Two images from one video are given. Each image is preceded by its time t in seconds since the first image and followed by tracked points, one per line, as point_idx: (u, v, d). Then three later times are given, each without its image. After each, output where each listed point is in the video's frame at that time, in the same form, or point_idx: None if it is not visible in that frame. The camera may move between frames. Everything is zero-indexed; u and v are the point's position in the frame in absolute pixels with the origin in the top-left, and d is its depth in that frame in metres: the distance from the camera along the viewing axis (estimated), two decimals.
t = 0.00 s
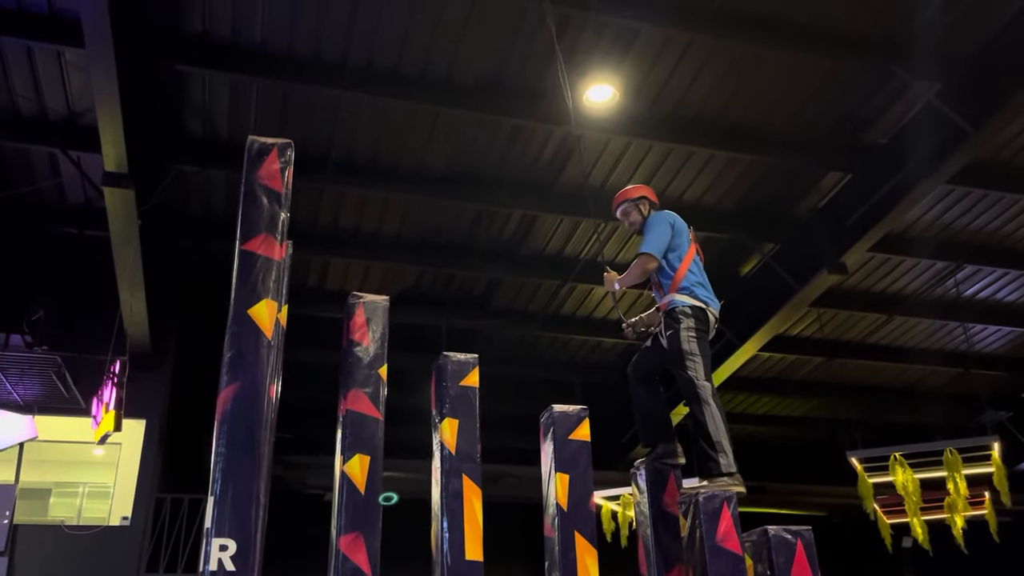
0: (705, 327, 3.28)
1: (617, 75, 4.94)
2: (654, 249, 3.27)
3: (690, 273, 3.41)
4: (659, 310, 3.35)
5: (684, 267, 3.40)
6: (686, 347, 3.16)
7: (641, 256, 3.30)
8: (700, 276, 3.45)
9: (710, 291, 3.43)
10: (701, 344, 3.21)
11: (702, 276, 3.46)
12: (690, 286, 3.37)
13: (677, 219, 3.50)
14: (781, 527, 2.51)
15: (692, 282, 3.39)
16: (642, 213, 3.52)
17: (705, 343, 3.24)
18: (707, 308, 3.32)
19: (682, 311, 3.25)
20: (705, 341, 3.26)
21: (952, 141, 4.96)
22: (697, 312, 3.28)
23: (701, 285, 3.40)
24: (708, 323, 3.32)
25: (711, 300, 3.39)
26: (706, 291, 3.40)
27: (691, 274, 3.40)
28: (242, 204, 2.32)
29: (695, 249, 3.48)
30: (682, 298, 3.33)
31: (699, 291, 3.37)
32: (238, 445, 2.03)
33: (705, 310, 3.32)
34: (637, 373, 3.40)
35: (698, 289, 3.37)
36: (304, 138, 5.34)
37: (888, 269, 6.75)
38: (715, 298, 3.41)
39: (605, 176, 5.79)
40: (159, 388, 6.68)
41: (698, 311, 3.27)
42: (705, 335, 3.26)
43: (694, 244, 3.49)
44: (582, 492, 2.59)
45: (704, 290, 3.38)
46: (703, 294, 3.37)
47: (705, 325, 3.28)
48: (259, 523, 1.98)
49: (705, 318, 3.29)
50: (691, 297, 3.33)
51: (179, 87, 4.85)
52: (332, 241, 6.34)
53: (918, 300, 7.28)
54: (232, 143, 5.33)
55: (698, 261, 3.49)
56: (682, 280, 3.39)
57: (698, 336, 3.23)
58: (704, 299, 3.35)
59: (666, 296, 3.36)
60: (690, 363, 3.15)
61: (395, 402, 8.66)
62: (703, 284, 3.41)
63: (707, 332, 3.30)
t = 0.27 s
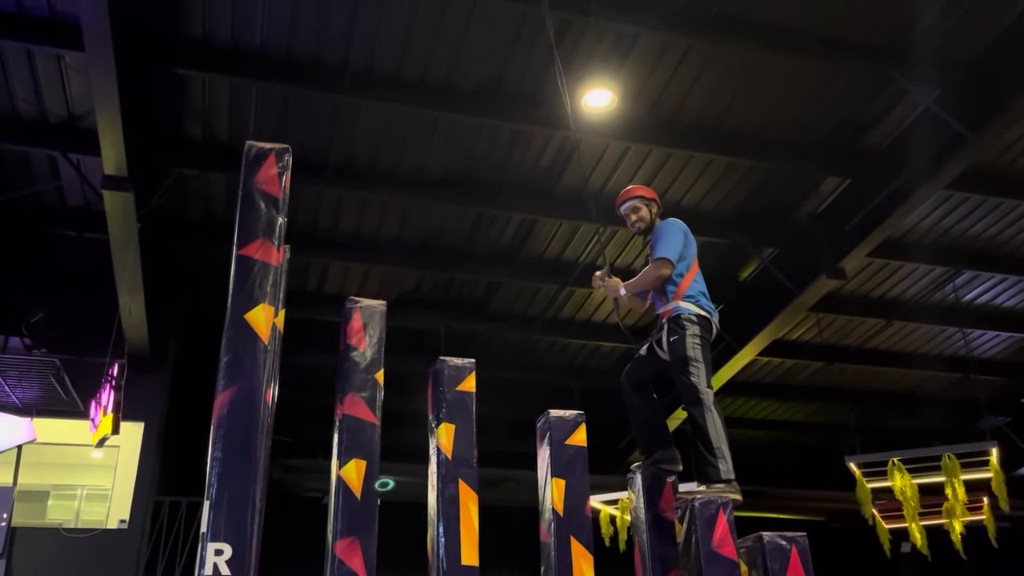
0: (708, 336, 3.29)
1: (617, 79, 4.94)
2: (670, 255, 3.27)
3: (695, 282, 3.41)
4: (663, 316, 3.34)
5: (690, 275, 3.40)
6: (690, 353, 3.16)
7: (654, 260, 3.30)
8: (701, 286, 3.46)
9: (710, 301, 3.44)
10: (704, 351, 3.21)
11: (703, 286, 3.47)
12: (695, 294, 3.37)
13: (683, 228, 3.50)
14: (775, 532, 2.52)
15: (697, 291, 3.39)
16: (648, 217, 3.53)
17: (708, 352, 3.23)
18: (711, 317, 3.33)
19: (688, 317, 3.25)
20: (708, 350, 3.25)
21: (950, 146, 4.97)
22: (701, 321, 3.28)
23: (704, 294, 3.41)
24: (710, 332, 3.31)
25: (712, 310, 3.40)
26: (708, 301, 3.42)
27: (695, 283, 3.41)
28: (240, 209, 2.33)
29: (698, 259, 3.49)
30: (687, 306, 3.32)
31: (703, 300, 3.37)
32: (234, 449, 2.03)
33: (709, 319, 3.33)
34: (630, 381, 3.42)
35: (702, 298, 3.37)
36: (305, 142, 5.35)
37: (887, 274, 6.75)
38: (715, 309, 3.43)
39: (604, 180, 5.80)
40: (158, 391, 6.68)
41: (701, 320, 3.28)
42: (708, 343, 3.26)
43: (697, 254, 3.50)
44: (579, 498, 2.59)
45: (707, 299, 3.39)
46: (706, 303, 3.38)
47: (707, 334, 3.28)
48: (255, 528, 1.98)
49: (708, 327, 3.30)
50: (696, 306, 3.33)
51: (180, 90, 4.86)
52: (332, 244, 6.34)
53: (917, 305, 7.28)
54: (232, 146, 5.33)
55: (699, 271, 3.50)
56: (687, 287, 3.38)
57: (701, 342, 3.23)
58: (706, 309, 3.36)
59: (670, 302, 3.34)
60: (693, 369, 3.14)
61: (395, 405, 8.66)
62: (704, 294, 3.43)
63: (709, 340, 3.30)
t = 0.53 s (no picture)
0: (698, 345, 3.30)
1: (612, 84, 4.96)
2: (675, 265, 3.29)
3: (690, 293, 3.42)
4: (655, 323, 3.34)
5: (687, 287, 3.42)
6: (681, 361, 3.16)
7: (660, 266, 3.31)
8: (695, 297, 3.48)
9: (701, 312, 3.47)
10: (694, 359, 3.22)
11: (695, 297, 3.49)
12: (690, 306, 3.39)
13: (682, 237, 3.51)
14: (763, 539, 2.53)
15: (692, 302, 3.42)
16: (647, 222, 3.54)
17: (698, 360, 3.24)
18: (703, 329, 3.36)
19: (682, 326, 3.26)
20: (697, 358, 3.26)
21: (943, 153, 4.99)
22: (692, 330, 3.29)
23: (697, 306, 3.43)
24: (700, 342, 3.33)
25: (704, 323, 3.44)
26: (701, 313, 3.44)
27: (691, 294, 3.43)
28: (232, 213, 2.33)
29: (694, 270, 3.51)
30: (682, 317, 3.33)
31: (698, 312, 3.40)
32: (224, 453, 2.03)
33: (701, 330, 3.35)
34: (617, 390, 3.42)
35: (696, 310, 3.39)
36: (299, 144, 5.35)
37: (879, 280, 6.78)
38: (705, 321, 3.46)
39: (598, 185, 5.81)
40: (151, 393, 6.67)
41: (693, 329, 3.29)
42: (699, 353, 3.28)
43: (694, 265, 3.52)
44: (570, 502, 2.60)
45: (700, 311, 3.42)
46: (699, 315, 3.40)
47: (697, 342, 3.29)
48: (244, 531, 1.99)
49: (698, 337, 3.31)
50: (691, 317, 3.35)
51: (175, 92, 4.86)
52: (326, 247, 6.34)
53: (910, 310, 7.31)
54: (227, 148, 5.33)
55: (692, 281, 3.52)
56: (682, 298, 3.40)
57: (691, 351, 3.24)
58: (698, 318, 3.37)
59: (664, 310, 3.35)
60: (682, 376, 3.14)
61: (389, 408, 8.65)
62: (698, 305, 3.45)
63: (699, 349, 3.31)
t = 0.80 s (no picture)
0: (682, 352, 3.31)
1: (601, 89, 4.97)
2: (663, 273, 3.31)
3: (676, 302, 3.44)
4: (640, 329, 3.35)
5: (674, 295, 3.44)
6: (665, 367, 3.17)
7: (648, 274, 3.33)
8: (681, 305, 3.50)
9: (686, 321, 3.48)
10: (678, 365, 3.23)
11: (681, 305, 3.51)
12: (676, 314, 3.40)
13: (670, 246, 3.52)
14: (744, 543, 2.55)
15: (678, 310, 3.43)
16: (634, 228, 3.56)
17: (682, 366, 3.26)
18: (687, 337, 3.37)
19: (666, 333, 3.27)
20: (682, 364, 3.27)
21: (929, 160, 5.03)
22: (676, 336, 3.30)
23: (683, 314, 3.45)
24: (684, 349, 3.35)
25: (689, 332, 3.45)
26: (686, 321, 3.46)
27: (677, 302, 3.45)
28: (219, 217, 2.33)
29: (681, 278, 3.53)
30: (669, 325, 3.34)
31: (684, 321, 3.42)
32: (208, 458, 2.03)
33: (685, 337, 3.36)
34: (599, 395, 3.42)
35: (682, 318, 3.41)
36: (288, 147, 5.35)
37: (866, 286, 6.82)
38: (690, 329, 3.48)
39: (587, 190, 5.82)
40: (137, 395, 6.64)
41: (678, 336, 3.30)
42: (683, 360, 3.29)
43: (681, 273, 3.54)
44: (555, 507, 2.60)
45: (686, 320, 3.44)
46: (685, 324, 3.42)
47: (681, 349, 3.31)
48: (227, 536, 1.98)
49: (682, 344, 3.33)
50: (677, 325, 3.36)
51: (164, 94, 4.84)
52: (315, 249, 6.33)
53: (896, 316, 7.35)
54: (216, 150, 5.32)
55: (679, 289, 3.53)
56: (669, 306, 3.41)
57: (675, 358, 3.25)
58: (683, 326, 3.39)
59: (649, 318, 3.36)
60: (667, 382, 3.15)
61: (378, 411, 8.64)
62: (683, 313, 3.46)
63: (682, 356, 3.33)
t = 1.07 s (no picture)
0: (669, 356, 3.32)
1: (590, 92, 4.98)
2: (650, 277, 3.31)
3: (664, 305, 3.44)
4: (627, 333, 3.35)
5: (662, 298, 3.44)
6: (652, 371, 3.18)
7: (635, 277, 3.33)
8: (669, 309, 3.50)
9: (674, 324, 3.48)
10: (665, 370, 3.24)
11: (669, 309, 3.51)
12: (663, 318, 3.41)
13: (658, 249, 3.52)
14: (730, 545, 2.55)
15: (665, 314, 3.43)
16: (621, 231, 3.56)
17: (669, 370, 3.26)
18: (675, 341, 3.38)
19: (653, 337, 3.28)
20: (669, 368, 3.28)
21: (915, 165, 5.05)
22: (663, 341, 3.31)
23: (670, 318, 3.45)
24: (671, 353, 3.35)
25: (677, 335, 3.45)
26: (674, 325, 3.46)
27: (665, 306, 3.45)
28: (204, 217, 2.32)
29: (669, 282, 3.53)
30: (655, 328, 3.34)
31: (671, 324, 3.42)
32: (192, 459, 2.02)
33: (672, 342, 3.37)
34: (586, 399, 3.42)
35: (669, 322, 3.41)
36: (276, 148, 5.32)
37: (852, 290, 6.85)
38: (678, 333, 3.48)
39: (576, 193, 5.83)
40: (122, 397, 6.59)
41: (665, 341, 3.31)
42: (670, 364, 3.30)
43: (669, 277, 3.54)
44: (541, 510, 2.60)
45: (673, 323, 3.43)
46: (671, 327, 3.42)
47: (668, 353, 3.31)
48: (211, 538, 1.97)
49: (670, 348, 3.33)
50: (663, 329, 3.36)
51: (151, 94, 4.82)
52: (303, 250, 6.31)
53: (882, 321, 7.39)
54: (204, 151, 5.29)
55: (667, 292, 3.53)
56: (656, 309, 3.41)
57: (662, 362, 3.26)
58: (670, 329, 3.39)
59: (636, 322, 3.36)
60: (653, 386, 3.16)
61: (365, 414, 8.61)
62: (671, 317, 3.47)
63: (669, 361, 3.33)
